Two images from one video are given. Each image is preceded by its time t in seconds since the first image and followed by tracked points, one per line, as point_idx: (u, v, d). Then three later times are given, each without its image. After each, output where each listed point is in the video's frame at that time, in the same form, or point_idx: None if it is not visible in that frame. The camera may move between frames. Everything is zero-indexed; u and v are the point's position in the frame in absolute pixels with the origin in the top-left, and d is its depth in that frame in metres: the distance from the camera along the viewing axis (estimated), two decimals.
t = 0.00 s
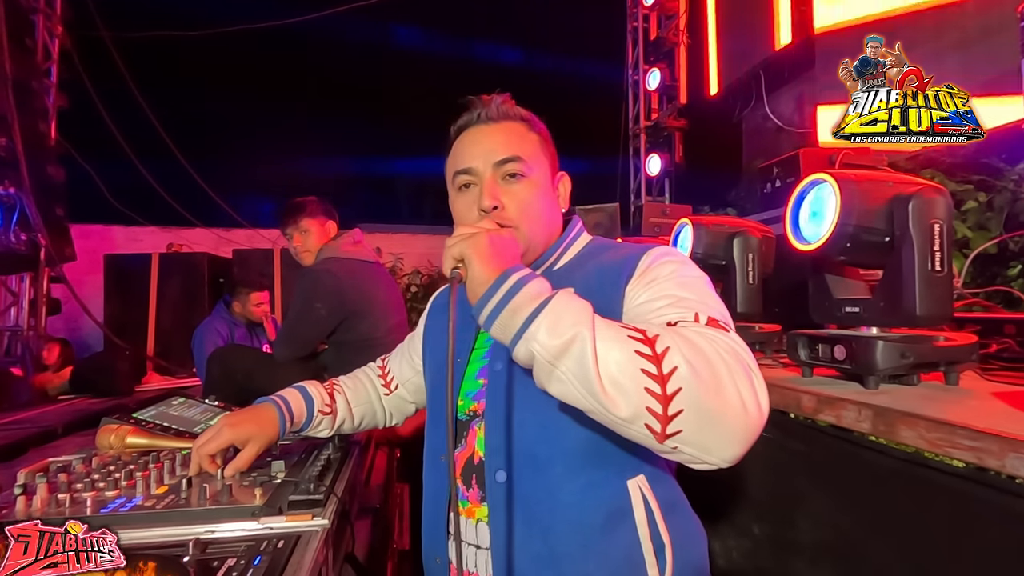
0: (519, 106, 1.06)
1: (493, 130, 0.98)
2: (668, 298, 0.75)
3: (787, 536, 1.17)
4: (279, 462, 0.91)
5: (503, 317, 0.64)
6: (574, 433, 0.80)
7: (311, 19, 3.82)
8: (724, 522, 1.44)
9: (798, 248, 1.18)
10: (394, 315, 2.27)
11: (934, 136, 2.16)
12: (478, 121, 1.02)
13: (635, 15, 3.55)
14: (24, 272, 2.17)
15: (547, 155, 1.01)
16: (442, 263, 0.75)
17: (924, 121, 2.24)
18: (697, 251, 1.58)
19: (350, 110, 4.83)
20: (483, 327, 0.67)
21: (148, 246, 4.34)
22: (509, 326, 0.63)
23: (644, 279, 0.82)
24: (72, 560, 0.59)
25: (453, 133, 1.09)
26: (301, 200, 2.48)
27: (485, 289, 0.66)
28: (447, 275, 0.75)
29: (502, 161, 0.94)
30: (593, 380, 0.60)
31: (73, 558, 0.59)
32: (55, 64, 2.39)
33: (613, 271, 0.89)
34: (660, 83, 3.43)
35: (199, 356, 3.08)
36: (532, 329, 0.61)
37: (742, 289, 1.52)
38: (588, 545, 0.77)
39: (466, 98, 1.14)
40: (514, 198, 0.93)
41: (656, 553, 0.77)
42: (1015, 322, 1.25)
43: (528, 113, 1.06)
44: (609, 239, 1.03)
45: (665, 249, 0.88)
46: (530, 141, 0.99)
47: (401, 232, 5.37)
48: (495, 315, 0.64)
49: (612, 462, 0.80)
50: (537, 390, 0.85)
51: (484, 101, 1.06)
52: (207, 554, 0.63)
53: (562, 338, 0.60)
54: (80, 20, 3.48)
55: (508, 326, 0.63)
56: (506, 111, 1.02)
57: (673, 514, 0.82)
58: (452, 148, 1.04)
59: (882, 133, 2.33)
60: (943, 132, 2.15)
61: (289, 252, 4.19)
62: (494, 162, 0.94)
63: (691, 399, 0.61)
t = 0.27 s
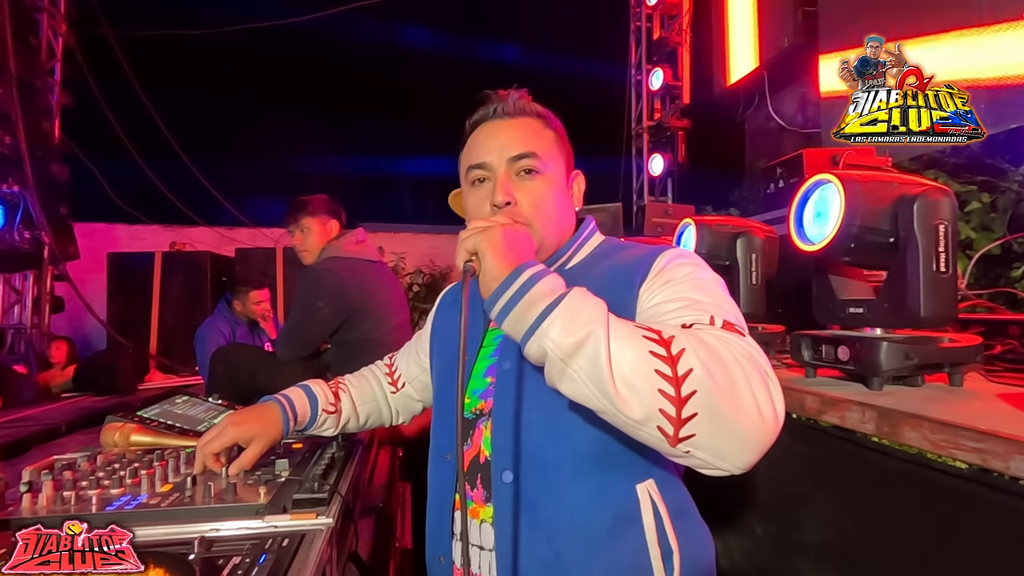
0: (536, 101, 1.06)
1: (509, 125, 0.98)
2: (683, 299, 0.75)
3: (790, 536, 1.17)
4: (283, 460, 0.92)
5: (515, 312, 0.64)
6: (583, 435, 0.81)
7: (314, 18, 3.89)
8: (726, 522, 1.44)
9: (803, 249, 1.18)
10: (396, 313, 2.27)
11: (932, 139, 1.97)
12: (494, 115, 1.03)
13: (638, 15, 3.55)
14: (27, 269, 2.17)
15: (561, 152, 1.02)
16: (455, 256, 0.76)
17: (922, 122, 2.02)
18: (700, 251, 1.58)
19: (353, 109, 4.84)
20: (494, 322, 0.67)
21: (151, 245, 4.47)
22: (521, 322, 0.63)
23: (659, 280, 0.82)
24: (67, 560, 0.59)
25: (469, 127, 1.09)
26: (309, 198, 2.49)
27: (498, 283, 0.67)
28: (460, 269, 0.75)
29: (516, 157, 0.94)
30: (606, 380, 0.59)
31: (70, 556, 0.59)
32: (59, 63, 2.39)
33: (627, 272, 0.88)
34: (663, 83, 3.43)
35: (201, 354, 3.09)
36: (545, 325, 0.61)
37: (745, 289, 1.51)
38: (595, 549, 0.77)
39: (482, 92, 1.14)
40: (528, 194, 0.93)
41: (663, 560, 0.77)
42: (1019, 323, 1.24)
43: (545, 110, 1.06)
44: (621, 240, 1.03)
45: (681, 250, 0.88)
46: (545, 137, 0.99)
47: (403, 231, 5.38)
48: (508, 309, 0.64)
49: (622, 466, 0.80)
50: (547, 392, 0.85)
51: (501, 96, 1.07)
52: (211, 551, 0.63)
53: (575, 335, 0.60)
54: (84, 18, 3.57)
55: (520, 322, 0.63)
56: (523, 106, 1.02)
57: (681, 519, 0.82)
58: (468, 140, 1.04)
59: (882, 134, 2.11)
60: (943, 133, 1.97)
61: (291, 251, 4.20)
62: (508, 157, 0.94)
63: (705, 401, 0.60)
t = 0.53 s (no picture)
0: (551, 97, 1.06)
1: (524, 119, 0.98)
2: (695, 299, 0.75)
3: (795, 536, 1.17)
4: (288, 458, 0.92)
5: (524, 306, 0.64)
6: (591, 436, 0.81)
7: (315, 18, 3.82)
8: (731, 522, 1.43)
9: (808, 248, 1.18)
10: (400, 312, 2.27)
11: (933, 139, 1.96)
12: (509, 109, 1.03)
13: (642, 14, 3.54)
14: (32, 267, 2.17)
15: (574, 148, 1.02)
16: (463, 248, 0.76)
17: (922, 122, 2.00)
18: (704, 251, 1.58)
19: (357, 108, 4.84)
20: (502, 317, 0.67)
21: (154, 243, 4.41)
22: (529, 317, 0.64)
23: (671, 280, 0.82)
24: (65, 560, 0.57)
25: (482, 122, 1.09)
26: (318, 195, 2.49)
27: (507, 277, 0.67)
28: (468, 262, 0.75)
29: (529, 150, 0.94)
30: (616, 379, 0.59)
31: (67, 556, 0.58)
32: (64, 61, 2.39)
33: (639, 271, 0.88)
34: (667, 82, 3.42)
35: (205, 352, 3.10)
36: (554, 321, 0.61)
37: (749, 288, 1.51)
38: (600, 552, 0.77)
39: (497, 87, 1.14)
40: (540, 187, 0.93)
41: (669, 565, 0.77)
42: None
43: (559, 106, 1.07)
44: (631, 240, 1.03)
45: (693, 250, 0.88)
46: (559, 133, 1.00)
47: (406, 229, 5.38)
48: (517, 303, 0.64)
49: (630, 469, 0.80)
50: (556, 393, 0.85)
51: (516, 91, 1.07)
52: (217, 549, 0.64)
53: (586, 332, 0.60)
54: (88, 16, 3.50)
55: (529, 317, 0.64)
56: (539, 100, 1.04)
57: (689, 525, 0.82)
58: (481, 134, 1.04)
59: (882, 134, 2.08)
60: (943, 133, 1.96)
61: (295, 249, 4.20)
62: (521, 151, 0.94)
63: (717, 403, 0.60)
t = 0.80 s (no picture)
0: (562, 93, 1.06)
1: (535, 116, 0.98)
2: (707, 299, 0.75)
3: (803, 537, 1.16)
4: (295, 457, 0.92)
5: (530, 302, 0.64)
6: (598, 438, 0.81)
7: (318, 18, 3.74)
8: (738, 522, 1.43)
9: (815, 247, 1.17)
10: (405, 311, 2.28)
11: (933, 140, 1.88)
12: (520, 105, 1.03)
13: (647, 13, 3.53)
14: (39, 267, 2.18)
15: (586, 145, 1.01)
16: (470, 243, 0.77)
17: (923, 122, 1.91)
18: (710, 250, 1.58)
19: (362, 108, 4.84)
20: (508, 313, 0.67)
21: (161, 242, 4.39)
22: (535, 313, 0.64)
23: (683, 279, 0.82)
24: (64, 559, 0.56)
25: (493, 117, 1.09)
26: (324, 194, 2.50)
27: (514, 272, 0.67)
28: (474, 257, 0.76)
29: (540, 147, 0.94)
30: (623, 378, 0.59)
31: (67, 556, 0.57)
32: (70, 62, 2.40)
33: (650, 271, 0.88)
34: (672, 80, 3.41)
35: (211, 351, 3.11)
36: (561, 318, 0.61)
37: (756, 287, 1.50)
38: (605, 557, 0.77)
39: (508, 82, 1.14)
40: (551, 184, 0.93)
41: (677, 570, 0.77)
42: None
43: (571, 102, 1.06)
44: (642, 239, 1.02)
45: (705, 249, 0.88)
46: (570, 129, 0.99)
47: (411, 229, 5.39)
48: (524, 299, 0.64)
49: (637, 473, 0.80)
50: (563, 394, 0.85)
51: (527, 86, 1.07)
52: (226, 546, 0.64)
53: (593, 329, 0.60)
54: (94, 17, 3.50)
55: (535, 313, 0.64)
56: (550, 96, 1.03)
57: (698, 530, 0.81)
58: (492, 130, 1.04)
59: (882, 134, 1.98)
60: (942, 134, 1.89)
61: (300, 249, 4.22)
62: (532, 147, 0.94)
63: (727, 406, 0.60)
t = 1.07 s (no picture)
0: (560, 92, 1.06)
1: (533, 116, 0.98)
2: (707, 300, 0.74)
3: (805, 537, 1.16)
4: (297, 457, 0.92)
5: (525, 302, 0.64)
6: (597, 441, 0.81)
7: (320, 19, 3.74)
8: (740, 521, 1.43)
9: (816, 247, 1.17)
10: (406, 311, 2.28)
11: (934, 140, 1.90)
12: (517, 105, 1.03)
13: (648, 13, 3.53)
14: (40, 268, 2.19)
15: (584, 145, 1.01)
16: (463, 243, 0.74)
17: (922, 122, 1.92)
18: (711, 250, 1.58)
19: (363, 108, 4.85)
20: (502, 313, 0.67)
21: (162, 243, 4.50)
22: (529, 314, 0.64)
23: (682, 280, 0.82)
24: (63, 560, 0.56)
25: (491, 117, 1.09)
26: (324, 195, 2.50)
27: (508, 271, 0.67)
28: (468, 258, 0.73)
29: (538, 147, 0.94)
30: (619, 379, 0.59)
31: (66, 555, 0.56)
32: (71, 63, 2.40)
33: (649, 271, 0.88)
34: (673, 80, 3.41)
35: (213, 352, 3.12)
36: (555, 318, 0.61)
37: (757, 287, 1.50)
38: (604, 561, 0.77)
39: (506, 82, 1.14)
40: (550, 184, 0.93)
41: None
42: None
43: (569, 101, 1.06)
44: (643, 239, 1.02)
45: (706, 249, 0.88)
46: (569, 129, 0.99)
47: (412, 229, 5.39)
48: (518, 299, 0.64)
49: (636, 477, 0.80)
50: (562, 397, 0.85)
51: (525, 86, 1.06)
52: (228, 547, 0.64)
53: (588, 330, 0.60)
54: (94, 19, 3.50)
55: (529, 313, 0.63)
56: (547, 96, 1.02)
57: (699, 535, 0.81)
58: (490, 130, 1.04)
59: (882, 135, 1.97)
60: (943, 133, 1.91)
61: (301, 249, 4.22)
62: (530, 148, 0.94)
63: (725, 408, 0.60)
